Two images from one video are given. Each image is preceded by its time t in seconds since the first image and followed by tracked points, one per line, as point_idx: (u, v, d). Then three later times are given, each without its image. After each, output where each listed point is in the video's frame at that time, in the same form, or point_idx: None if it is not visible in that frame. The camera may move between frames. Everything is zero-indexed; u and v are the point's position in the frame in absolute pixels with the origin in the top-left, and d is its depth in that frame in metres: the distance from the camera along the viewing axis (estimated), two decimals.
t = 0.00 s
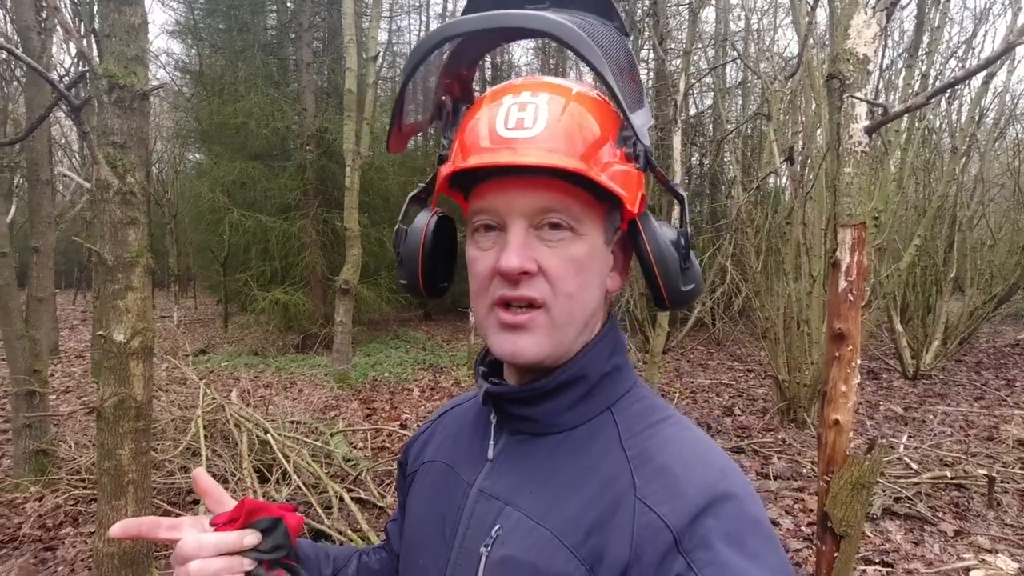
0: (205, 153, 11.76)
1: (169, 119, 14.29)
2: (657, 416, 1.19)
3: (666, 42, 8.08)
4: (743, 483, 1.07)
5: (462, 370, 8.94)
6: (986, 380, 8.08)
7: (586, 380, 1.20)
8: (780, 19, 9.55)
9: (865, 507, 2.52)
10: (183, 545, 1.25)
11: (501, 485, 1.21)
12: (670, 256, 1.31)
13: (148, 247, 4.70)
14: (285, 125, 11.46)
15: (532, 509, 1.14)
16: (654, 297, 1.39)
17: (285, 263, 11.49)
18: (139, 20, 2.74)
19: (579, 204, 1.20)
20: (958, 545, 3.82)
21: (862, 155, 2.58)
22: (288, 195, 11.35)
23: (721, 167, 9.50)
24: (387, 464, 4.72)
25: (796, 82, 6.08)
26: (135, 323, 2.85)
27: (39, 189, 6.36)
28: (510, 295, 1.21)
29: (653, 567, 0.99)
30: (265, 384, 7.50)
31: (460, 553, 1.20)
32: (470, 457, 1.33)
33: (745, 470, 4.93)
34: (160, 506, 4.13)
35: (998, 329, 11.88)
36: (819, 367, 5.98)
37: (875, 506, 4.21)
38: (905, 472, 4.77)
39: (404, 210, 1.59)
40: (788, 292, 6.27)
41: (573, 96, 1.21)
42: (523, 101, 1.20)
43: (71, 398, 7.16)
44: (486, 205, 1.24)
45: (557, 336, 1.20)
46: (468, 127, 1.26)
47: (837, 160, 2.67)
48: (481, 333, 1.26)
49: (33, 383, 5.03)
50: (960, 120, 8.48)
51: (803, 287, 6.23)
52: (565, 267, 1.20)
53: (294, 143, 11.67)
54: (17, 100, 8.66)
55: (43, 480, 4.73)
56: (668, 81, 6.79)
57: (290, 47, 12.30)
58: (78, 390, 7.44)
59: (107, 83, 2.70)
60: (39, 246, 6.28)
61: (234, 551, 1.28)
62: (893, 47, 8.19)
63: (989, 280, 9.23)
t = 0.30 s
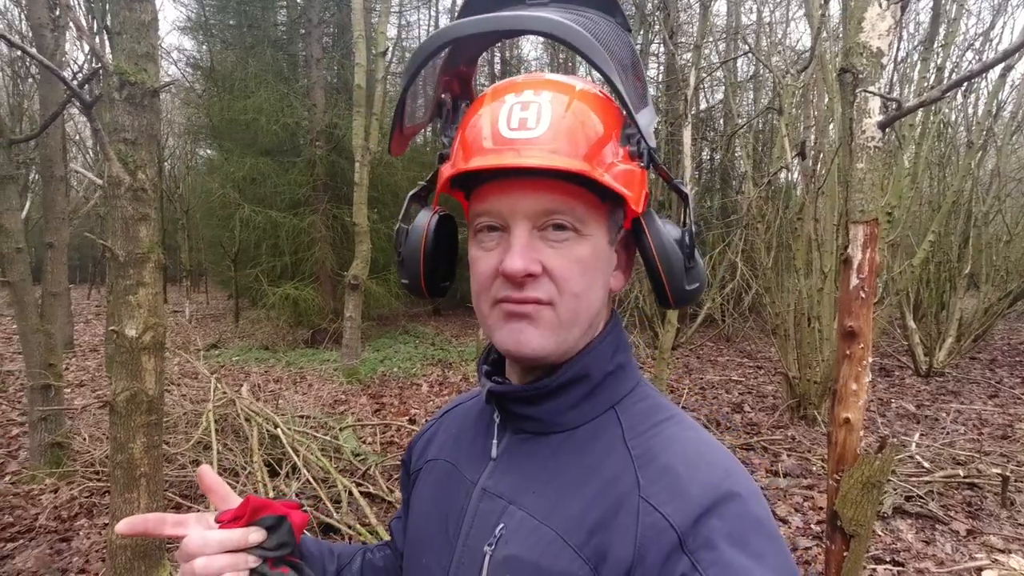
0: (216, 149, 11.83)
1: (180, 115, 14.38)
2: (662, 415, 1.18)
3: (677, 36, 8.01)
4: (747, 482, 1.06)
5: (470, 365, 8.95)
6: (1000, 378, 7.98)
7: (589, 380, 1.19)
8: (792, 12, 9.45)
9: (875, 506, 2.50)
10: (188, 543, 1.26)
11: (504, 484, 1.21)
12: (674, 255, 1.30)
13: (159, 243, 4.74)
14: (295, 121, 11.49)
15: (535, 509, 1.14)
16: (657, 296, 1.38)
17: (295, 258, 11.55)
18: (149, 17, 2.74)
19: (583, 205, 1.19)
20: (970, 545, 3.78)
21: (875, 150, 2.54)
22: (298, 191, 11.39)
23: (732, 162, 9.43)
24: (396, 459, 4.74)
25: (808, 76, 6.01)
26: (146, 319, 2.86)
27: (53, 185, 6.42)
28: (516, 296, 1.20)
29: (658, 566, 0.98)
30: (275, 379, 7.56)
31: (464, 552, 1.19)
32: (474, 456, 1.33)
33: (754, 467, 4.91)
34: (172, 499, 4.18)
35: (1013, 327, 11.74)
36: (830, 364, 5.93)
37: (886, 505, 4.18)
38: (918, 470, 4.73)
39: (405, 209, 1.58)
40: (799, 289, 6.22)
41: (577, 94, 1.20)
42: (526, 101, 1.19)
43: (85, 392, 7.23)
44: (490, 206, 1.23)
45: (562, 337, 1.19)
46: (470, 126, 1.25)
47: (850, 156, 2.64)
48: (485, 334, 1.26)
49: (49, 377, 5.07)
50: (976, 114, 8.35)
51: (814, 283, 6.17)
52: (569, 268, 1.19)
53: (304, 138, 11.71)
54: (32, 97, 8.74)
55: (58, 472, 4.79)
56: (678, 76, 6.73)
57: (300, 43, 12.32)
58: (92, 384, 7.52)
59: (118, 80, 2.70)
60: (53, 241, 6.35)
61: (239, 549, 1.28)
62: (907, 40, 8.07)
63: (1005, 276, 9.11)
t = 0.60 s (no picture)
0: (218, 148, 11.85)
1: (182, 114, 14.40)
2: (664, 414, 1.18)
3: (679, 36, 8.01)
4: (749, 481, 1.06)
5: (471, 365, 8.95)
6: (1001, 380, 7.97)
7: (590, 379, 1.19)
8: (794, 13, 9.46)
9: (876, 507, 2.49)
10: (191, 537, 1.26)
11: (506, 481, 1.21)
12: (676, 258, 1.30)
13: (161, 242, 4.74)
14: (297, 120, 11.50)
15: (537, 506, 1.14)
16: (660, 298, 1.37)
17: (296, 257, 11.56)
18: (152, 15, 2.74)
19: (585, 206, 1.19)
20: (971, 547, 3.77)
21: (878, 151, 2.54)
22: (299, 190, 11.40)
23: (734, 163, 9.44)
24: (396, 458, 4.74)
25: (810, 77, 6.01)
26: (147, 317, 2.86)
27: (55, 183, 6.43)
28: (515, 297, 1.20)
29: (659, 565, 0.98)
30: (276, 378, 7.57)
31: (466, 549, 1.19)
32: (476, 455, 1.33)
33: (755, 468, 4.90)
34: (173, 497, 4.18)
35: (1014, 329, 11.74)
36: (831, 366, 5.93)
37: (886, 506, 4.17)
38: (919, 472, 4.72)
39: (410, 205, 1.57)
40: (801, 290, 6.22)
41: (581, 94, 1.19)
42: (529, 101, 1.19)
43: (86, 390, 7.23)
44: (492, 205, 1.24)
45: (562, 339, 1.19)
46: (474, 124, 1.25)
47: (852, 156, 2.64)
48: (485, 332, 1.26)
49: (50, 375, 5.06)
50: (978, 116, 8.35)
51: (815, 285, 6.18)
52: (569, 269, 1.19)
53: (305, 137, 11.72)
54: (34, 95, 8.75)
55: (58, 470, 4.79)
56: (680, 76, 6.73)
57: (302, 42, 12.33)
58: (93, 382, 7.53)
59: (121, 78, 2.70)
60: (55, 239, 6.36)
61: (241, 544, 1.28)
62: (909, 41, 8.07)
63: (1006, 278, 9.10)
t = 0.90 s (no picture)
0: (211, 148, 11.81)
1: (175, 114, 14.35)
2: (664, 416, 1.19)
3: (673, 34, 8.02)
4: (747, 483, 1.06)
5: (468, 364, 8.96)
6: (995, 375, 8.02)
7: (591, 380, 1.19)
8: (787, 11, 9.49)
9: (872, 504, 2.51)
10: (192, 537, 1.25)
11: (506, 483, 1.21)
12: (676, 261, 1.30)
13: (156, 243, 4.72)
14: (291, 120, 11.47)
15: (536, 508, 1.14)
16: (659, 300, 1.38)
17: (292, 258, 11.54)
18: (145, 15, 2.72)
19: (585, 209, 1.19)
20: (966, 541, 3.79)
21: (871, 149, 2.55)
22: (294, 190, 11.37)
23: (729, 161, 9.46)
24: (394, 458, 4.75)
25: (804, 75, 6.03)
26: (142, 319, 2.85)
27: (48, 184, 6.40)
28: (515, 299, 1.21)
29: (658, 567, 0.99)
30: (273, 379, 7.56)
31: (465, 552, 1.19)
32: (475, 457, 1.33)
33: (751, 465, 4.92)
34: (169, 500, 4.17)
35: (1007, 324, 11.82)
36: (826, 362, 5.96)
37: (882, 502, 4.20)
38: (913, 467, 4.75)
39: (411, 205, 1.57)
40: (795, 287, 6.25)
41: (583, 97, 1.19)
42: (531, 103, 1.19)
43: (81, 392, 7.21)
44: (492, 207, 1.24)
45: (561, 341, 1.20)
46: (476, 126, 1.25)
47: (846, 155, 2.64)
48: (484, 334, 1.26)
49: (44, 378, 5.03)
50: (971, 112, 8.40)
51: (810, 282, 6.21)
52: (569, 272, 1.19)
53: (300, 137, 11.69)
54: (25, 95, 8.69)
55: (54, 473, 4.77)
56: (675, 74, 6.74)
57: (296, 41, 12.29)
58: (87, 385, 7.50)
59: (114, 79, 2.69)
60: (49, 241, 6.33)
61: (242, 544, 1.28)
62: (903, 39, 8.10)
63: (1000, 274, 9.15)
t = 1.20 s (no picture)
0: (204, 144, 11.74)
1: (168, 110, 14.26)
2: (665, 416, 1.19)
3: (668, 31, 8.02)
4: (747, 482, 1.07)
5: (463, 361, 8.96)
6: (987, 371, 8.09)
7: (592, 380, 1.20)
8: (782, 8, 9.51)
9: (867, 499, 2.52)
10: (194, 532, 1.25)
11: (506, 483, 1.21)
12: (677, 260, 1.30)
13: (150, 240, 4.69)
14: (285, 117, 11.41)
15: (536, 508, 1.14)
16: (659, 301, 1.38)
17: (286, 255, 11.51)
18: (137, 11, 2.70)
19: (584, 208, 1.19)
20: (958, 536, 3.83)
21: (867, 147, 2.56)
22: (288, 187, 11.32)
23: (723, 158, 9.48)
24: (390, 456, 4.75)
25: (799, 72, 6.04)
26: (136, 317, 2.83)
27: (39, 181, 6.34)
28: (512, 295, 1.21)
29: (659, 567, 0.99)
30: (267, 376, 7.54)
31: (465, 552, 1.20)
32: (476, 456, 1.33)
33: (746, 461, 4.95)
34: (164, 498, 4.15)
35: (998, 320, 11.92)
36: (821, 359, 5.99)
37: (876, 497, 4.23)
38: (907, 463, 4.78)
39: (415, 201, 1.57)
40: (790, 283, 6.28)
41: (585, 95, 1.19)
42: (533, 100, 1.19)
43: (74, 391, 7.16)
44: (492, 204, 1.24)
45: (558, 339, 1.20)
46: (478, 123, 1.25)
47: (842, 152, 2.65)
48: (483, 330, 1.27)
49: (37, 376, 5.00)
50: (964, 110, 8.44)
51: (805, 278, 6.24)
52: (567, 270, 1.19)
53: (294, 134, 11.64)
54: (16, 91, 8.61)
55: (47, 472, 4.75)
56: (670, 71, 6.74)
57: (290, 37, 12.23)
58: (80, 383, 7.46)
59: (106, 75, 2.66)
60: (41, 238, 6.28)
61: (243, 540, 1.28)
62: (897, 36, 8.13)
63: (992, 270, 9.21)
